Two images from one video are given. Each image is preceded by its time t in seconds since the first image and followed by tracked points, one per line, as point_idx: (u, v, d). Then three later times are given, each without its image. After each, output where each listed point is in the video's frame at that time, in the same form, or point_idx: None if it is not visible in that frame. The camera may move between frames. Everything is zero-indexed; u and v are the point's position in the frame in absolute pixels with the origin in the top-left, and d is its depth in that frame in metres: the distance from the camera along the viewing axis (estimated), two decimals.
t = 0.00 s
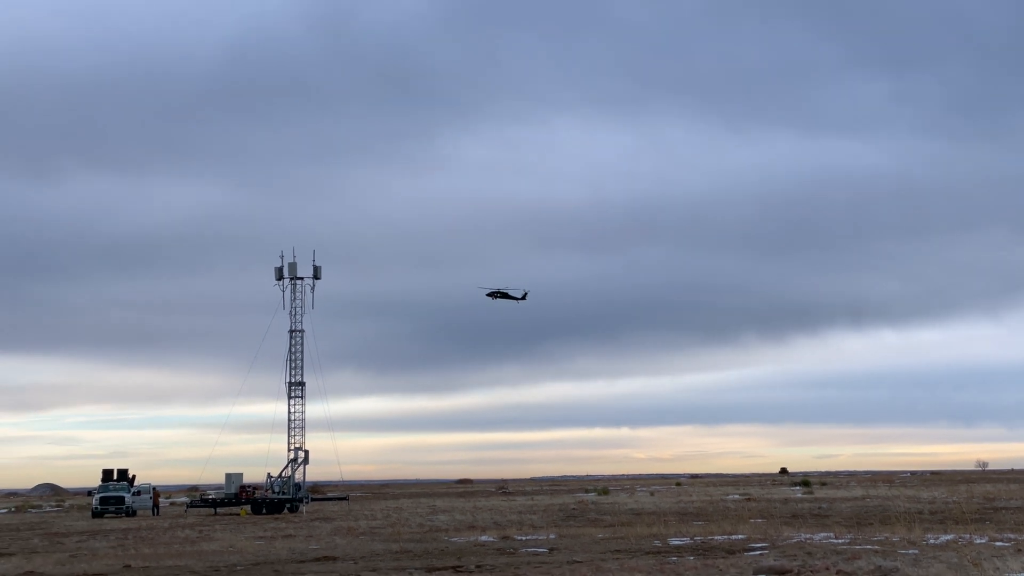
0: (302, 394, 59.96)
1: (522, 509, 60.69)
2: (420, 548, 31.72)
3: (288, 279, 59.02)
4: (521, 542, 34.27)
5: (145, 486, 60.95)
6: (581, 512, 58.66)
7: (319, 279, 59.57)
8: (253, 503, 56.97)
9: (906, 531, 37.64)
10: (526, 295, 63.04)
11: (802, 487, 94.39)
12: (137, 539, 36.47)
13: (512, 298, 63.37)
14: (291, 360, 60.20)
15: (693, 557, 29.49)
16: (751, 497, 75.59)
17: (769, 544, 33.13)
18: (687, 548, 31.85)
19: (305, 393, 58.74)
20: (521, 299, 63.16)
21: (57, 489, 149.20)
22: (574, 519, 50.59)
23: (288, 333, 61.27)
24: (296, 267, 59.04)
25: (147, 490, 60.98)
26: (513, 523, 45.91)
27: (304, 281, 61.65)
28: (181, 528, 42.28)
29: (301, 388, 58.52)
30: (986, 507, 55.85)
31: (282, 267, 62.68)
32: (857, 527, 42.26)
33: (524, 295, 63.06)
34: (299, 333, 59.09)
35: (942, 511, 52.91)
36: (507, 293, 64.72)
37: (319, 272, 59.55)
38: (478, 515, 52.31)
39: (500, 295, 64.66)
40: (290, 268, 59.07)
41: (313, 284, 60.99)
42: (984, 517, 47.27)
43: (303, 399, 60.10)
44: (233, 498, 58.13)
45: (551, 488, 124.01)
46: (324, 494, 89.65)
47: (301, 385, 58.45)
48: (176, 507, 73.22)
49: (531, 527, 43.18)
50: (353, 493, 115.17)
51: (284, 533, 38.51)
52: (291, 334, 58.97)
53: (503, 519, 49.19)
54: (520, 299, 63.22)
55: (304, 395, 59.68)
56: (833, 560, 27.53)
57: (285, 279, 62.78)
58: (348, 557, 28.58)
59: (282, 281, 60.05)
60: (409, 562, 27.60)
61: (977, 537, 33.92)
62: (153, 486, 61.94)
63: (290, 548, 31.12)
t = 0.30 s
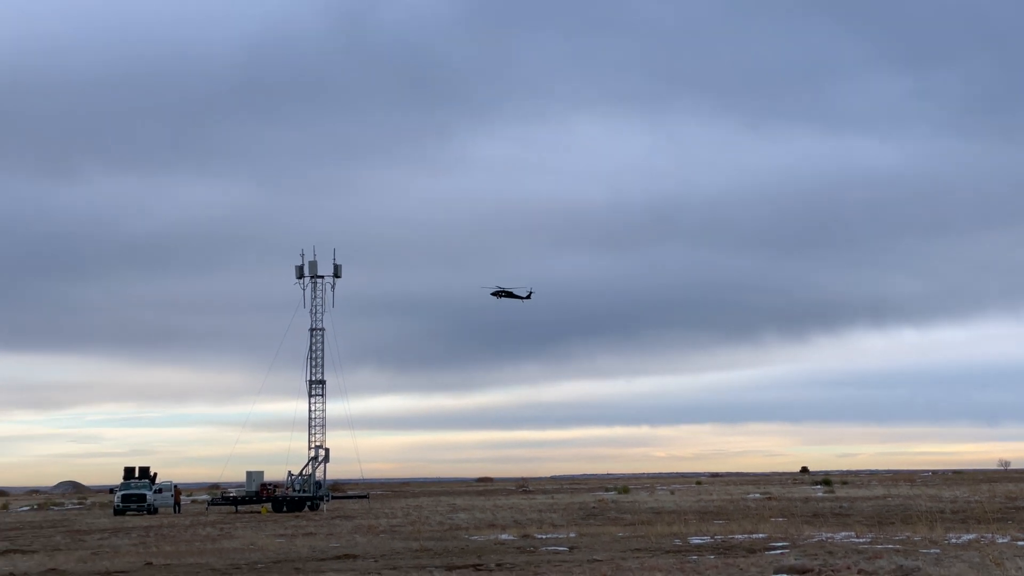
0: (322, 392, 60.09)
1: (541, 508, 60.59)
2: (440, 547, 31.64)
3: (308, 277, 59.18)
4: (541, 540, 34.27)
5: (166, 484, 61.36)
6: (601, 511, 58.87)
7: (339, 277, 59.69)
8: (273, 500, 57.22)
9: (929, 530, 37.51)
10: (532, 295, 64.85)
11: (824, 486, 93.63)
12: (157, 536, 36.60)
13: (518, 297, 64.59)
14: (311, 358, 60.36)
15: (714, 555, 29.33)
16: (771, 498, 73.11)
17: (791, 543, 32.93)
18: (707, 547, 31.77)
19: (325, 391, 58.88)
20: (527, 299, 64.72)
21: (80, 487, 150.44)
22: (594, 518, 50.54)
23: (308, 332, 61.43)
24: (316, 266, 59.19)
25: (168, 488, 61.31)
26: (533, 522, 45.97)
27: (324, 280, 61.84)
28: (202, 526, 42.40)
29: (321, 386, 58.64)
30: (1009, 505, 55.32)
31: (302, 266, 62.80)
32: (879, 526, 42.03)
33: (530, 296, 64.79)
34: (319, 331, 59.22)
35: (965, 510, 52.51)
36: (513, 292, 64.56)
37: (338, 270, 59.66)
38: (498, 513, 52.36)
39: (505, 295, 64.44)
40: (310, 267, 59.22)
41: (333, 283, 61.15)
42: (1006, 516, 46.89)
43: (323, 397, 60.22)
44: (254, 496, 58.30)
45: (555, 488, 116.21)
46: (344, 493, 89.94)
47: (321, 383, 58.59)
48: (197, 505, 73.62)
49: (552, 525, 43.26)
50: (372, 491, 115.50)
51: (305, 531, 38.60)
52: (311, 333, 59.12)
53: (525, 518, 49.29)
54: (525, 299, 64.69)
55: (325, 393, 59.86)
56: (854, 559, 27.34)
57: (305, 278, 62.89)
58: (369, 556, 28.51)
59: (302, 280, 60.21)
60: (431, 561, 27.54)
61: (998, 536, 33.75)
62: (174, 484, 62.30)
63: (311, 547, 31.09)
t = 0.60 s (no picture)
0: (341, 390, 60.24)
1: (560, 507, 60.39)
2: (458, 545, 31.66)
3: (327, 276, 59.33)
4: (560, 539, 34.20)
5: (186, 483, 61.68)
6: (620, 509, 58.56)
7: (358, 276, 59.81)
8: (292, 499, 57.41)
9: (949, 530, 37.05)
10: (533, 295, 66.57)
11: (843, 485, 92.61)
12: (177, 534, 36.82)
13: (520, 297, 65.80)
14: (330, 357, 60.53)
15: (733, 555, 29.02)
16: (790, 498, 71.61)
17: (810, 542, 32.60)
18: (726, 546, 31.59)
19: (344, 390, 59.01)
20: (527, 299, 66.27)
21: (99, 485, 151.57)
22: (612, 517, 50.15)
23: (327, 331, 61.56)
24: (335, 264, 59.35)
25: (188, 486, 61.68)
26: (551, 520, 45.83)
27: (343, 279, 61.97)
28: (221, 524, 42.57)
29: (340, 384, 58.78)
30: None
31: (321, 265, 62.95)
32: (899, 525, 41.50)
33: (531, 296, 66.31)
34: (339, 330, 59.37)
35: (986, 510, 51.79)
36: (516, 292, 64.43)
37: (357, 269, 59.78)
38: (516, 513, 52.14)
39: (507, 292, 64.27)
40: (329, 265, 59.36)
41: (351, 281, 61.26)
42: None
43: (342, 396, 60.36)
44: (273, 494, 58.52)
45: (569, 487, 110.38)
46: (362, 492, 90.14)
47: (340, 381, 58.73)
48: (217, 503, 74.00)
49: (570, 524, 43.11)
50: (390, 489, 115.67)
51: (324, 529, 38.68)
52: (330, 332, 59.26)
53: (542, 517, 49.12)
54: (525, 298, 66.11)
55: (344, 392, 60.00)
56: (874, 559, 27.06)
57: (324, 277, 63.03)
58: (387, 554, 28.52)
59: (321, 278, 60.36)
60: (450, 559, 27.50)
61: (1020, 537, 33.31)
62: (193, 482, 62.63)
63: (329, 545, 31.15)
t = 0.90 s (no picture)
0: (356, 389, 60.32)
1: (575, 506, 60.26)
2: (473, 544, 31.68)
3: (343, 275, 59.42)
4: (576, 538, 34.07)
5: (202, 481, 61.99)
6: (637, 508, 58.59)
7: (373, 275, 59.87)
8: (308, 497, 57.55)
9: (966, 530, 36.65)
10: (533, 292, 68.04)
11: (859, 485, 91.65)
12: (192, 532, 36.85)
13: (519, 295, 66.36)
14: (346, 356, 60.61)
15: (749, 555, 28.81)
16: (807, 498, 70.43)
17: (826, 543, 32.33)
18: (742, 545, 31.43)
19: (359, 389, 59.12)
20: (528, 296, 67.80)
21: (116, 484, 152.66)
22: (628, 516, 49.92)
23: (342, 329, 61.66)
24: (350, 263, 59.45)
25: (204, 484, 61.93)
26: (567, 519, 45.78)
27: (358, 278, 62.09)
28: (238, 523, 42.68)
29: (355, 383, 58.86)
30: None
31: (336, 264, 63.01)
32: (915, 526, 41.03)
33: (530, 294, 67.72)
34: (354, 329, 59.46)
35: (1003, 510, 51.15)
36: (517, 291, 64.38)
37: (372, 268, 59.85)
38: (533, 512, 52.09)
39: (508, 291, 64.20)
40: (345, 264, 59.44)
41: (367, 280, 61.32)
42: None
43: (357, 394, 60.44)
44: (289, 493, 58.63)
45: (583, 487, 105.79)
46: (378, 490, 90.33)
47: (356, 380, 58.81)
48: (233, 501, 74.24)
49: (586, 523, 42.95)
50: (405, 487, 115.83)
51: (340, 528, 38.74)
52: (346, 330, 59.37)
53: (558, 515, 49.06)
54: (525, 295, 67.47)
55: (359, 390, 60.08)
56: (890, 560, 26.81)
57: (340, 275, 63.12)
58: (403, 553, 28.54)
59: (336, 277, 60.48)
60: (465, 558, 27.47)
61: None
62: (209, 480, 62.90)
63: (346, 544, 31.19)
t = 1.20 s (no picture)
0: (371, 388, 60.39)
1: (589, 505, 60.14)
2: (489, 543, 31.68)
3: (357, 274, 59.53)
4: (590, 538, 34.02)
5: (217, 479, 62.24)
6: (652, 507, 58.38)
7: (388, 274, 59.94)
8: (323, 496, 57.68)
9: (983, 529, 36.38)
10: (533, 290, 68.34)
11: (874, 485, 90.81)
12: (207, 530, 36.95)
13: (519, 294, 66.70)
14: (360, 355, 60.71)
15: (764, 555, 28.64)
16: (823, 498, 69.21)
17: (840, 542, 32.15)
18: (757, 545, 31.27)
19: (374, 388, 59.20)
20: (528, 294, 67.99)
21: (132, 482, 153.65)
22: (642, 515, 49.64)
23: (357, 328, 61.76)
24: (365, 262, 59.55)
25: (218, 483, 62.18)
26: (581, 518, 45.70)
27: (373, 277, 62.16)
28: (252, 521, 42.75)
29: (370, 381, 58.96)
30: None
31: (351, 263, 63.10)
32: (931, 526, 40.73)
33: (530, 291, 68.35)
34: (368, 328, 59.56)
35: (1020, 510, 50.63)
36: (516, 289, 64.49)
37: (386, 267, 59.93)
38: (547, 511, 51.90)
39: (508, 291, 64.18)
40: (359, 263, 59.55)
41: (382, 279, 61.37)
42: None
43: (371, 393, 60.52)
44: (303, 491, 58.80)
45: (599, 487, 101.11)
46: (392, 489, 90.57)
47: (370, 378, 58.91)
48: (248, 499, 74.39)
49: (600, 522, 42.92)
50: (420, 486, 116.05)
51: (355, 526, 38.83)
52: (360, 329, 59.42)
53: (572, 514, 48.87)
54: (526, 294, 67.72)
55: (373, 389, 60.17)
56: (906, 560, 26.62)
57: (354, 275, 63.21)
58: (418, 552, 28.55)
59: (351, 277, 60.59)
60: (479, 557, 27.45)
61: None
62: (224, 479, 63.15)
63: (360, 542, 31.23)
